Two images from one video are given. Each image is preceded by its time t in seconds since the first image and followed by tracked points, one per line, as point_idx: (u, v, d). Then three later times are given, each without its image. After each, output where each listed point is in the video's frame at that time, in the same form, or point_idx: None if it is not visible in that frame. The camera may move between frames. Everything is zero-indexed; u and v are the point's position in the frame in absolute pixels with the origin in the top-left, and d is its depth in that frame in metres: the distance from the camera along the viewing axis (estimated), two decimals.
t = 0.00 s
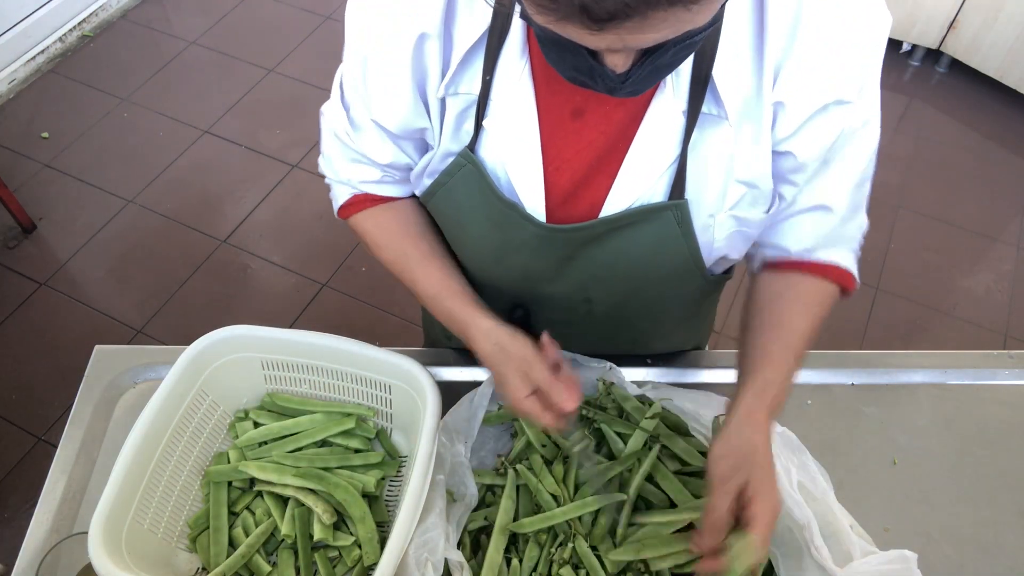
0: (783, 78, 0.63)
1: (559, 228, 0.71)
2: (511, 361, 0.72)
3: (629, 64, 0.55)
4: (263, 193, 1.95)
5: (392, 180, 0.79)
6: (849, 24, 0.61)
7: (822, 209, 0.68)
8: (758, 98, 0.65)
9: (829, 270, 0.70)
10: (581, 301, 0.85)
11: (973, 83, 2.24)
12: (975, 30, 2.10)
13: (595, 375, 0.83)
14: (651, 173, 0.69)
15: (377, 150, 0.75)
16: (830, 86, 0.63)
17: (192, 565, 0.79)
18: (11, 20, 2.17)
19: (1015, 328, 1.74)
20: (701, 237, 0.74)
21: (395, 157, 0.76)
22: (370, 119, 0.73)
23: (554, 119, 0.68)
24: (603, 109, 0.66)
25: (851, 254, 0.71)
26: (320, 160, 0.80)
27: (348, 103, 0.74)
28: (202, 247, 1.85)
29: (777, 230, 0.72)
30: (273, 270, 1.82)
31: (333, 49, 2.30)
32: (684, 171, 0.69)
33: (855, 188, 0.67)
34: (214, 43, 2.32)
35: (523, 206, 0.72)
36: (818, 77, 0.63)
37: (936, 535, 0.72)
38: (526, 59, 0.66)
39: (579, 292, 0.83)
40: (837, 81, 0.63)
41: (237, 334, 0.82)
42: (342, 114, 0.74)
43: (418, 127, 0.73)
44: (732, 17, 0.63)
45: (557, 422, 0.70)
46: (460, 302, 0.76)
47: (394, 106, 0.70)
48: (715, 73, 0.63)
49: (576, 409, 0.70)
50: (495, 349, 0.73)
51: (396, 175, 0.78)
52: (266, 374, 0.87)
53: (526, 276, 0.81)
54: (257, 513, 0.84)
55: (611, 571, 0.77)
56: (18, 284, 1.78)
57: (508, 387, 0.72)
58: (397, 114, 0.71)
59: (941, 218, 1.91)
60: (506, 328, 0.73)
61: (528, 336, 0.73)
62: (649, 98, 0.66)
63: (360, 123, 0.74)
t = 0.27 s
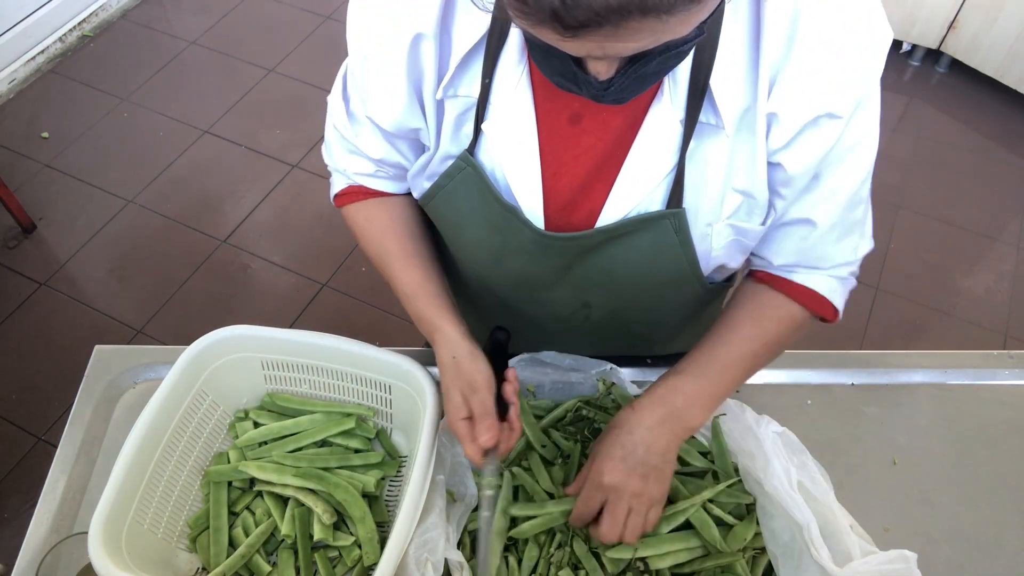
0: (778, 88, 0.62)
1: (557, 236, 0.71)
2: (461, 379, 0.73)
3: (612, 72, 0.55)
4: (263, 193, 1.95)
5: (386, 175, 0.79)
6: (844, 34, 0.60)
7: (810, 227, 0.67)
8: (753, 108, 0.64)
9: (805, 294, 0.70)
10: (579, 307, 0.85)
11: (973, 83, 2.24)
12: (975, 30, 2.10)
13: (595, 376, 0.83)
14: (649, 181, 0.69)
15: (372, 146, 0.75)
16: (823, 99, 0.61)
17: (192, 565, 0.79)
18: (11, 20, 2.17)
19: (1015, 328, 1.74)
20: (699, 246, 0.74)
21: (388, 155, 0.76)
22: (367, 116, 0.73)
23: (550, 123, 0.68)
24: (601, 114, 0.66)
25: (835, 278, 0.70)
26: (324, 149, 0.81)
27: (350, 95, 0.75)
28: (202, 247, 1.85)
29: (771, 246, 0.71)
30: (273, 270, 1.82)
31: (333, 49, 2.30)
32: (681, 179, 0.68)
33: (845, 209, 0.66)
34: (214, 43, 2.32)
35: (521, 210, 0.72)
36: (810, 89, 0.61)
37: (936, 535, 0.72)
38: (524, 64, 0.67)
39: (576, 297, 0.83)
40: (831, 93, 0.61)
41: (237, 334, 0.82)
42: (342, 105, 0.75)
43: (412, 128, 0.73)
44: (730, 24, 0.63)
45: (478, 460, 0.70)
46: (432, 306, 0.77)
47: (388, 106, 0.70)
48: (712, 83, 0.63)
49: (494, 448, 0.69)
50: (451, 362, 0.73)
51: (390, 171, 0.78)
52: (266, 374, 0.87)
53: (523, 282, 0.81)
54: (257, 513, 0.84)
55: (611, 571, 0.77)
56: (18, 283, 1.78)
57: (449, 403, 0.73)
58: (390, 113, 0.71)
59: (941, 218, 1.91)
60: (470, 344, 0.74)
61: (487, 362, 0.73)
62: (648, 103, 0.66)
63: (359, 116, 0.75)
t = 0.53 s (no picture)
0: (784, 78, 0.63)
1: (559, 227, 0.71)
2: (470, 382, 0.71)
3: (611, 60, 0.55)
4: (263, 193, 1.95)
5: (390, 178, 0.78)
6: (846, 22, 0.62)
7: (829, 199, 0.69)
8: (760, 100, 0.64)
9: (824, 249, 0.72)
10: (581, 300, 0.84)
11: (973, 83, 2.24)
12: (975, 30, 2.10)
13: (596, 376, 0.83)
14: (652, 171, 0.69)
15: (375, 148, 0.75)
16: (834, 84, 0.63)
17: (192, 565, 0.79)
18: (11, 20, 2.17)
19: (1015, 328, 1.74)
20: (701, 235, 0.74)
21: (392, 155, 0.76)
22: (369, 116, 0.73)
23: (552, 117, 0.68)
24: (603, 108, 0.66)
25: (846, 236, 0.73)
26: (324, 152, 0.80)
27: (348, 98, 0.74)
28: (202, 247, 1.85)
29: (781, 221, 0.73)
30: (273, 270, 1.82)
31: (333, 49, 2.30)
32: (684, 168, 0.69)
33: (858, 176, 0.69)
34: (214, 43, 2.32)
35: (524, 205, 0.72)
36: (819, 75, 0.63)
37: (936, 535, 0.72)
38: (525, 58, 0.66)
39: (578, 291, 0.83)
40: (840, 79, 0.63)
41: (237, 334, 0.82)
42: (342, 109, 0.75)
43: (416, 125, 0.73)
44: (732, 15, 0.63)
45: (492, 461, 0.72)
46: (436, 307, 0.76)
47: (391, 105, 0.70)
48: (715, 72, 0.63)
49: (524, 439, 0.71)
50: (458, 366, 0.72)
51: (394, 173, 0.78)
52: (266, 375, 0.87)
53: (526, 275, 0.81)
54: (257, 513, 0.84)
55: (612, 572, 0.77)
56: (18, 283, 1.78)
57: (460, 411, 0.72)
58: (394, 112, 0.71)
59: (941, 218, 1.91)
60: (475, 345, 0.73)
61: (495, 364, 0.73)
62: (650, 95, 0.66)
63: (359, 119, 0.74)
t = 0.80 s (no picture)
0: (784, 62, 0.65)
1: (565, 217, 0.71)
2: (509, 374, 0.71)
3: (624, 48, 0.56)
4: (263, 193, 1.95)
5: (393, 182, 0.78)
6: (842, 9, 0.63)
7: (828, 180, 0.72)
8: (761, 84, 0.66)
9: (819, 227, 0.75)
10: (584, 291, 0.84)
11: (973, 83, 2.24)
12: (975, 30, 2.10)
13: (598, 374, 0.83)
14: (655, 160, 0.69)
15: (380, 150, 0.74)
16: (832, 68, 0.65)
17: (192, 565, 0.79)
18: (11, 20, 2.17)
19: (1015, 328, 1.74)
20: (705, 222, 0.74)
21: (399, 155, 0.75)
22: (372, 117, 0.72)
23: (553, 109, 0.68)
24: (605, 98, 0.66)
25: (844, 215, 0.76)
26: (320, 167, 0.80)
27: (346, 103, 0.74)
28: (202, 246, 1.85)
29: (781, 203, 0.75)
30: (273, 270, 1.82)
31: (333, 48, 2.30)
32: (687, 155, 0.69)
33: (856, 156, 0.71)
34: (214, 43, 2.32)
35: (527, 198, 0.72)
36: (818, 59, 0.65)
37: (936, 536, 0.72)
38: (527, 50, 0.67)
39: (580, 283, 0.83)
40: (838, 62, 0.65)
41: (237, 334, 0.82)
42: (342, 115, 0.74)
43: (422, 122, 0.72)
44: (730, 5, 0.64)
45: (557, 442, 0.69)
46: (454, 308, 0.75)
47: (397, 104, 0.70)
48: (715, 59, 0.64)
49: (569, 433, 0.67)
50: (492, 362, 0.72)
51: (397, 176, 0.78)
52: (266, 375, 0.87)
53: (530, 267, 0.81)
54: (257, 513, 0.84)
55: (611, 571, 0.77)
56: (18, 283, 1.78)
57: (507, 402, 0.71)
58: (401, 110, 0.70)
59: (941, 218, 1.91)
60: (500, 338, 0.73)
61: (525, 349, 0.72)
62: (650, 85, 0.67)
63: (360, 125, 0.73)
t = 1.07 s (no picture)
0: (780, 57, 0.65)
1: (560, 215, 0.71)
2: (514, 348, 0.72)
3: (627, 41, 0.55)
4: (262, 193, 1.95)
5: (386, 180, 0.79)
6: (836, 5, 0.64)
7: (827, 174, 0.72)
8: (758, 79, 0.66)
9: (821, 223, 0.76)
10: (581, 290, 0.84)
11: (973, 83, 2.24)
12: (975, 30, 2.10)
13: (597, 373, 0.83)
14: (651, 158, 0.69)
15: (372, 147, 0.74)
16: (830, 63, 0.65)
17: (192, 565, 0.79)
18: (11, 20, 2.17)
19: (1015, 328, 1.74)
20: (700, 220, 0.74)
21: (391, 154, 0.75)
22: (365, 115, 0.72)
23: (548, 106, 0.68)
24: (600, 95, 0.66)
25: (838, 208, 0.77)
26: (310, 165, 0.80)
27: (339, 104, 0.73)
28: (202, 246, 1.85)
29: (778, 198, 0.76)
30: (273, 270, 1.82)
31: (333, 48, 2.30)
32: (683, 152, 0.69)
33: (852, 149, 0.72)
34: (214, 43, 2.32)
35: (522, 197, 0.72)
36: (814, 53, 0.65)
37: (936, 536, 0.72)
38: (521, 47, 0.66)
39: (578, 282, 0.83)
40: (835, 56, 0.65)
41: (237, 334, 0.82)
42: (334, 114, 0.74)
43: (415, 121, 0.72)
44: None
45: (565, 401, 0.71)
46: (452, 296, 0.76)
47: (391, 103, 0.70)
48: (711, 55, 0.64)
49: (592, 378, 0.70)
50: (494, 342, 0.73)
51: (390, 174, 0.78)
52: (266, 374, 0.87)
53: (528, 266, 0.81)
54: (257, 513, 0.84)
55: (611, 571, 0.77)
56: (18, 283, 1.78)
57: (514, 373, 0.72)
58: (394, 109, 0.70)
59: (941, 218, 1.91)
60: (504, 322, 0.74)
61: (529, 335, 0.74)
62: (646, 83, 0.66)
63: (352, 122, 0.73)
